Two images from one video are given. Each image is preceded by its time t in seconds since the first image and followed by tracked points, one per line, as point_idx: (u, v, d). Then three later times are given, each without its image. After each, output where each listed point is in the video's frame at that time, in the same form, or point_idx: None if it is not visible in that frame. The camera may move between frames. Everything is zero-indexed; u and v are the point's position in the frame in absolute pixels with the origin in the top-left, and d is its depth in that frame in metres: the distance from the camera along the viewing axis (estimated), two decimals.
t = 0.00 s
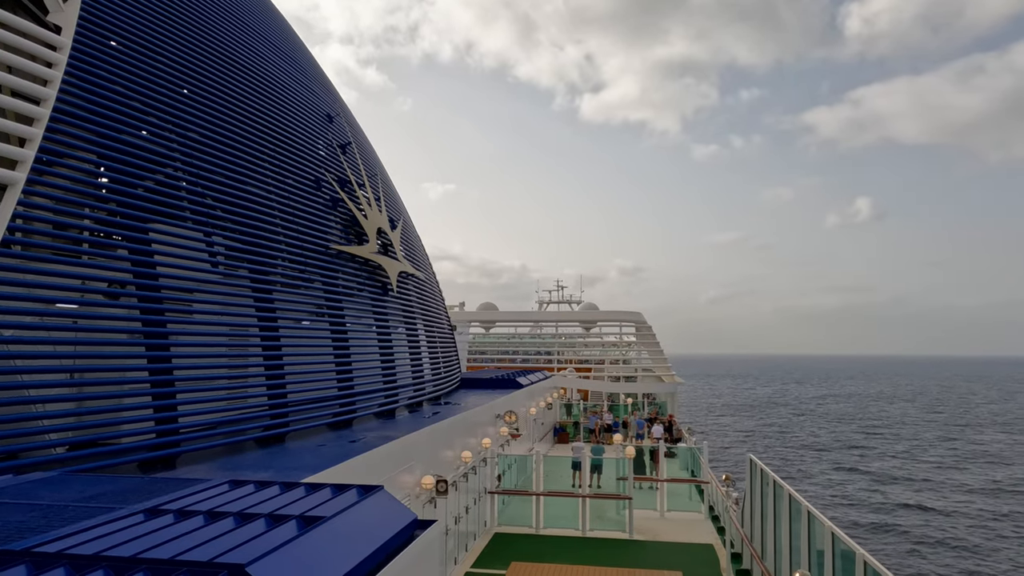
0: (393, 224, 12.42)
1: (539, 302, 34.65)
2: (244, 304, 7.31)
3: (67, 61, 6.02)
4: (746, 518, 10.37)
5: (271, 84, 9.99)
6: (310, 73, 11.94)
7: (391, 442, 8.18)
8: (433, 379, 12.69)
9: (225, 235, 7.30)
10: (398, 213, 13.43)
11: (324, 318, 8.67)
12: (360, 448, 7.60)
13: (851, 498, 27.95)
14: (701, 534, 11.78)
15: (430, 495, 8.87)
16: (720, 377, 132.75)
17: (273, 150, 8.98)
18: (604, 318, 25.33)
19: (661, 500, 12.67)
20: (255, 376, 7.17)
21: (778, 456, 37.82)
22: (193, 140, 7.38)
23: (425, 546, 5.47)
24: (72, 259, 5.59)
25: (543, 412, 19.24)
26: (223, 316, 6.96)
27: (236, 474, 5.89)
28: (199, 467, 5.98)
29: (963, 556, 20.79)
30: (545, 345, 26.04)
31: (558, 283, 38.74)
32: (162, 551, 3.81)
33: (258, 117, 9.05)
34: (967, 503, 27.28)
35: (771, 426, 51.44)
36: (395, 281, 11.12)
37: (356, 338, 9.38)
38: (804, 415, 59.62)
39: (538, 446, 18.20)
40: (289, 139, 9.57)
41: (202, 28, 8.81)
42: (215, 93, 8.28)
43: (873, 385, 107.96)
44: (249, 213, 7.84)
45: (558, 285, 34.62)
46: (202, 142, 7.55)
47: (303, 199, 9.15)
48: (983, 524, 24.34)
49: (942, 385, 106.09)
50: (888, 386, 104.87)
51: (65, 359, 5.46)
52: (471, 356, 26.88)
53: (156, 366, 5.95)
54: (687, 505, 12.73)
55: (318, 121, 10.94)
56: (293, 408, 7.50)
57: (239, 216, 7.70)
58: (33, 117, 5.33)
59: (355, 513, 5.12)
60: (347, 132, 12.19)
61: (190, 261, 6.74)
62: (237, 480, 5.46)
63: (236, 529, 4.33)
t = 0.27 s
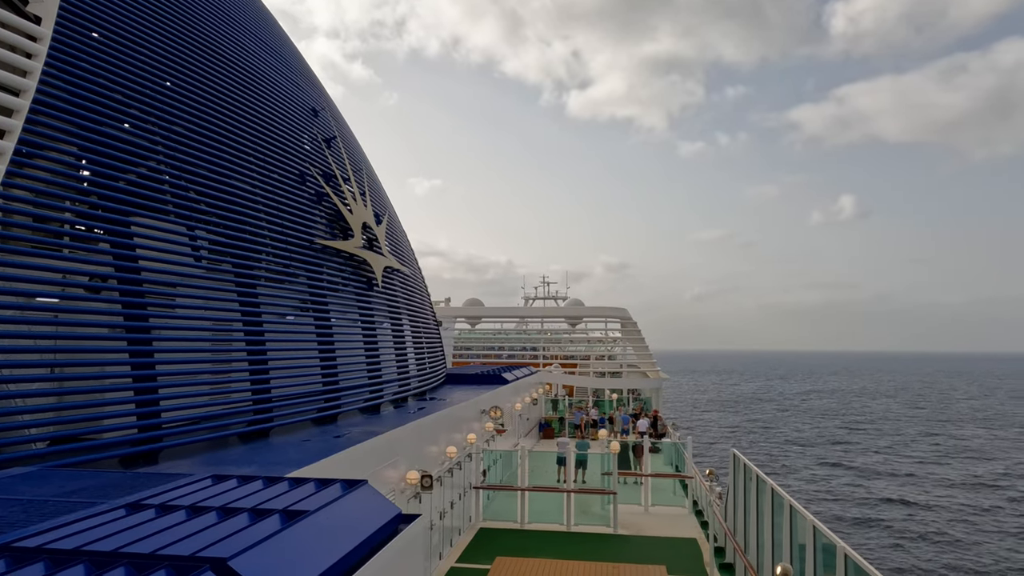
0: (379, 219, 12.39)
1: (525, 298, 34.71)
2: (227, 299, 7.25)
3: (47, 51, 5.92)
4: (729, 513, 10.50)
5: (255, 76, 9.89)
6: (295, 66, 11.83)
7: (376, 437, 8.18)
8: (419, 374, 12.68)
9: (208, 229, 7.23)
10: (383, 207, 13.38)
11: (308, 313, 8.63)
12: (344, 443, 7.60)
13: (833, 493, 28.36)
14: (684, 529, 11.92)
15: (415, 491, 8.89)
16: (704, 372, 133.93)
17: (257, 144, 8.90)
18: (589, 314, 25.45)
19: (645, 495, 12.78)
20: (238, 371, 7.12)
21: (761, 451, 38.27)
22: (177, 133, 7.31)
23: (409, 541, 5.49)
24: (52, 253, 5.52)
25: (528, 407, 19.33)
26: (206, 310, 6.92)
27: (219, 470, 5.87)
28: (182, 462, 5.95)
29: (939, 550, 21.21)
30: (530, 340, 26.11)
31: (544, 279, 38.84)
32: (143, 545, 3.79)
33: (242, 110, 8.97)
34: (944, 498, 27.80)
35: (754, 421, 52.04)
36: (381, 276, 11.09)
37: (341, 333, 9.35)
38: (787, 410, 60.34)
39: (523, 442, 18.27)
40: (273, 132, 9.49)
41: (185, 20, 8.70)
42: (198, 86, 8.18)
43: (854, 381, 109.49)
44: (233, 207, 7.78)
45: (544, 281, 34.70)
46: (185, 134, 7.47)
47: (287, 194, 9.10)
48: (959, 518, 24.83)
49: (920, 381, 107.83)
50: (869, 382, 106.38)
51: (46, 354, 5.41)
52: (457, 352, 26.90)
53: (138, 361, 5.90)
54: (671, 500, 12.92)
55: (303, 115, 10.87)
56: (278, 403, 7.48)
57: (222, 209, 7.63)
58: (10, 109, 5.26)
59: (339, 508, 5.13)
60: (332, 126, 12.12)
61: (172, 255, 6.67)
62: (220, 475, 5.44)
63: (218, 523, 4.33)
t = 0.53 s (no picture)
0: (364, 216, 12.33)
1: (511, 297, 34.76)
2: (211, 296, 7.20)
3: (28, 44, 5.84)
4: (714, 510, 10.61)
5: (240, 72, 9.81)
6: (280, 63, 11.74)
7: (361, 435, 8.16)
8: (404, 372, 12.65)
9: (192, 225, 7.17)
10: (369, 205, 13.33)
11: (293, 311, 8.59)
12: (329, 441, 7.58)
13: (817, 491, 28.69)
14: (669, 526, 12.03)
15: (401, 489, 8.89)
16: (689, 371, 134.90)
17: (242, 141, 8.83)
18: (576, 313, 25.51)
19: (631, 492, 12.87)
20: (222, 369, 7.07)
21: (744, 449, 38.63)
22: (160, 129, 7.22)
23: (394, 539, 5.50)
24: (33, 249, 5.46)
25: (514, 406, 19.37)
26: (190, 308, 6.86)
27: (203, 468, 5.83)
28: (164, 460, 5.90)
29: (917, 546, 21.57)
30: (517, 339, 26.13)
31: (530, 278, 38.89)
32: (124, 543, 3.77)
33: (227, 106, 8.89)
34: (923, 495, 28.27)
35: (738, 419, 52.52)
36: (366, 274, 11.05)
37: (326, 331, 9.31)
38: (771, 409, 60.90)
39: (509, 440, 18.30)
40: (258, 129, 9.42)
41: (168, 14, 8.61)
42: (182, 81, 8.10)
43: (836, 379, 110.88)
44: (217, 204, 7.72)
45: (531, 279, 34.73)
46: (168, 130, 7.39)
47: (272, 191, 9.03)
48: (938, 515, 25.25)
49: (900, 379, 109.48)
50: (851, 381, 107.75)
51: (26, 352, 5.33)
52: (443, 350, 26.84)
53: (121, 359, 5.84)
54: (656, 497, 12.96)
55: (288, 112, 10.79)
56: (262, 401, 7.44)
57: (206, 206, 7.56)
58: None
59: (323, 506, 5.12)
60: (318, 124, 12.05)
61: (155, 252, 6.61)
62: (203, 473, 5.41)
63: (201, 521, 4.31)
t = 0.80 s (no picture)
0: (347, 214, 12.27)
1: (495, 295, 34.77)
2: (192, 294, 7.13)
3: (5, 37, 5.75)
4: (696, 508, 10.73)
5: (222, 68, 9.71)
6: (263, 59, 11.64)
7: (343, 433, 8.12)
8: (387, 370, 12.61)
9: (172, 222, 7.10)
10: (352, 203, 13.26)
11: (275, 308, 8.53)
12: (311, 439, 7.54)
13: (799, 489, 29.05)
14: (651, 524, 12.12)
15: (383, 487, 8.87)
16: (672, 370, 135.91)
17: (223, 137, 8.74)
18: (559, 311, 25.56)
19: (614, 490, 13.00)
20: (203, 367, 7.00)
21: (725, 447, 39.03)
22: (140, 123, 7.13)
23: (375, 537, 5.48)
24: (9, 245, 5.37)
25: (498, 404, 19.38)
26: (170, 305, 6.79)
27: (182, 466, 5.78)
28: (143, 459, 5.84)
29: (893, 543, 21.94)
30: (500, 337, 26.12)
31: (514, 276, 38.92)
32: (101, 542, 3.74)
33: (208, 101, 8.80)
34: (899, 493, 28.77)
35: (719, 417, 53.02)
36: (349, 272, 10.99)
37: (308, 329, 9.25)
38: (752, 407, 61.58)
39: (492, 439, 18.33)
40: (239, 125, 9.32)
41: (149, 8, 8.49)
42: (162, 76, 8.00)
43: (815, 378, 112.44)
44: (198, 201, 7.65)
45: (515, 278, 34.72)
46: (149, 125, 7.30)
47: (254, 188, 8.96)
48: (913, 512, 25.70)
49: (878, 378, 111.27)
50: (831, 379, 109.28)
51: (2, 350, 5.25)
52: (426, 349, 26.77)
53: (99, 357, 5.76)
54: (639, 495, 13.01)
55: (271, 109, 10.69)
56: (243, 400, 7.38)
57: (187, 202, 7.49)
58: None
59: (304, 504, 5.11)
60: (300, 120, 11.95)
61: (136, 248, 6.53)
62: (182, 471, 5.37)
63: (180, 519, 4.28)
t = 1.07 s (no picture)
0: (332, 211, 12.20)
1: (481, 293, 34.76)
2: (175, 290, 7.06)
3: None
4: (681, 504, 10.84)
5: (206, 63, 9.60)
6: (248, 54, 11.52)
7: (328, 431, 8.10)
8: (373, 367, 12.57)
9: (155, 217, 7.02)
10: (338, 199, 13.18)
11: (260, 305, 8.47)
12: (296, 437, 7.51)
13: (784, 486, 29.37)
14: (636, 520, 12.23)
15: (369, 484, 8.87)
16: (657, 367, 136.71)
17: (207, 132, 8.65)
18: (546, 309, 25.61)
19: (599, 487, 13.12)
20: (187, 364, 6.95)
21: (709, 444, 39.37)
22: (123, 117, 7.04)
23: (361, 535, 5.48)
24: None
25: (484, 401, 19.40)
26: (153, 301, 6.72)
27: (165, 464, 5.74)
28: (125, 456, 5.79)
29: (873, 540, 22.26)
30: (486, 335, 26.11)
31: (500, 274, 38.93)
32: (84, 540, 3.71)
33: (192, 96, 8.70)
34: (880, 489, 29.20)
35: (704, 414, 53.46)
36: (335, 269, 10.94)
37: (294, 326, 9.20)
38: (736, 404, 62.11)
39: (478, 436, 18.34)
40: (224, 120, 9.23)
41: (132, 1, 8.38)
42: (146, 70, 7.90)
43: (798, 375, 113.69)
44: (182, 196, 7.57)
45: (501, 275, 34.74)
46: (132, 120, 7.21)
47: (238, 183, 8.88)
48: (893, 508, 26.11)
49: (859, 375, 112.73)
50: (814, 377, 110.57)
51: None
52: (412, 346, 26.71)
53: (81, 353, 5.70)
54: (624, 492, 13.18)
55: (255, 104, 10.59)
56: (228, 396, 7.33)
57: (170, 197, 7.41)
58: None
59: (289, 501, 5.10)
60: (286, 115, 11.86)
61: (118, 244, 6.46)
62: (166, 469, 5.33)
63: (163, 517, 4.25)
